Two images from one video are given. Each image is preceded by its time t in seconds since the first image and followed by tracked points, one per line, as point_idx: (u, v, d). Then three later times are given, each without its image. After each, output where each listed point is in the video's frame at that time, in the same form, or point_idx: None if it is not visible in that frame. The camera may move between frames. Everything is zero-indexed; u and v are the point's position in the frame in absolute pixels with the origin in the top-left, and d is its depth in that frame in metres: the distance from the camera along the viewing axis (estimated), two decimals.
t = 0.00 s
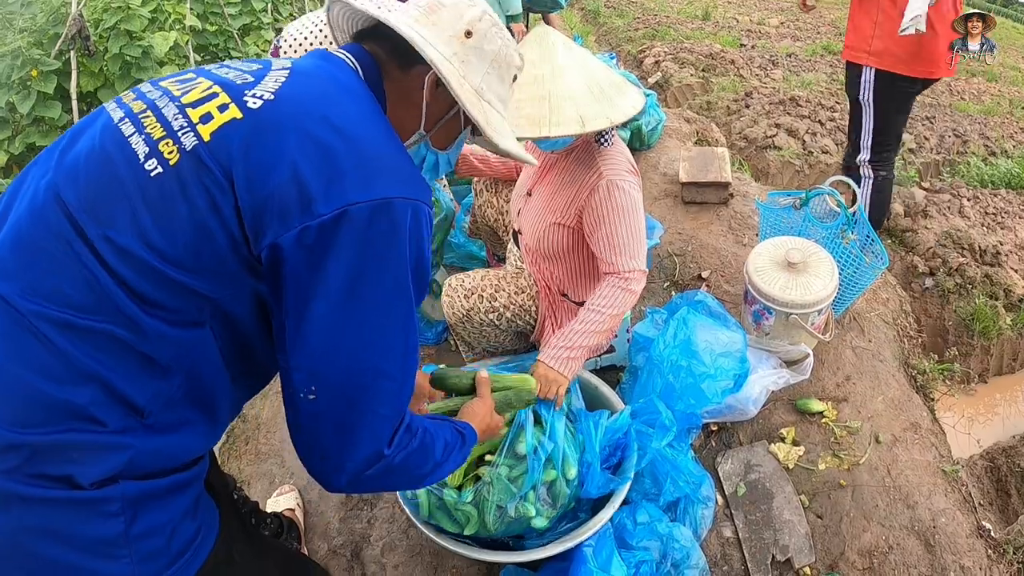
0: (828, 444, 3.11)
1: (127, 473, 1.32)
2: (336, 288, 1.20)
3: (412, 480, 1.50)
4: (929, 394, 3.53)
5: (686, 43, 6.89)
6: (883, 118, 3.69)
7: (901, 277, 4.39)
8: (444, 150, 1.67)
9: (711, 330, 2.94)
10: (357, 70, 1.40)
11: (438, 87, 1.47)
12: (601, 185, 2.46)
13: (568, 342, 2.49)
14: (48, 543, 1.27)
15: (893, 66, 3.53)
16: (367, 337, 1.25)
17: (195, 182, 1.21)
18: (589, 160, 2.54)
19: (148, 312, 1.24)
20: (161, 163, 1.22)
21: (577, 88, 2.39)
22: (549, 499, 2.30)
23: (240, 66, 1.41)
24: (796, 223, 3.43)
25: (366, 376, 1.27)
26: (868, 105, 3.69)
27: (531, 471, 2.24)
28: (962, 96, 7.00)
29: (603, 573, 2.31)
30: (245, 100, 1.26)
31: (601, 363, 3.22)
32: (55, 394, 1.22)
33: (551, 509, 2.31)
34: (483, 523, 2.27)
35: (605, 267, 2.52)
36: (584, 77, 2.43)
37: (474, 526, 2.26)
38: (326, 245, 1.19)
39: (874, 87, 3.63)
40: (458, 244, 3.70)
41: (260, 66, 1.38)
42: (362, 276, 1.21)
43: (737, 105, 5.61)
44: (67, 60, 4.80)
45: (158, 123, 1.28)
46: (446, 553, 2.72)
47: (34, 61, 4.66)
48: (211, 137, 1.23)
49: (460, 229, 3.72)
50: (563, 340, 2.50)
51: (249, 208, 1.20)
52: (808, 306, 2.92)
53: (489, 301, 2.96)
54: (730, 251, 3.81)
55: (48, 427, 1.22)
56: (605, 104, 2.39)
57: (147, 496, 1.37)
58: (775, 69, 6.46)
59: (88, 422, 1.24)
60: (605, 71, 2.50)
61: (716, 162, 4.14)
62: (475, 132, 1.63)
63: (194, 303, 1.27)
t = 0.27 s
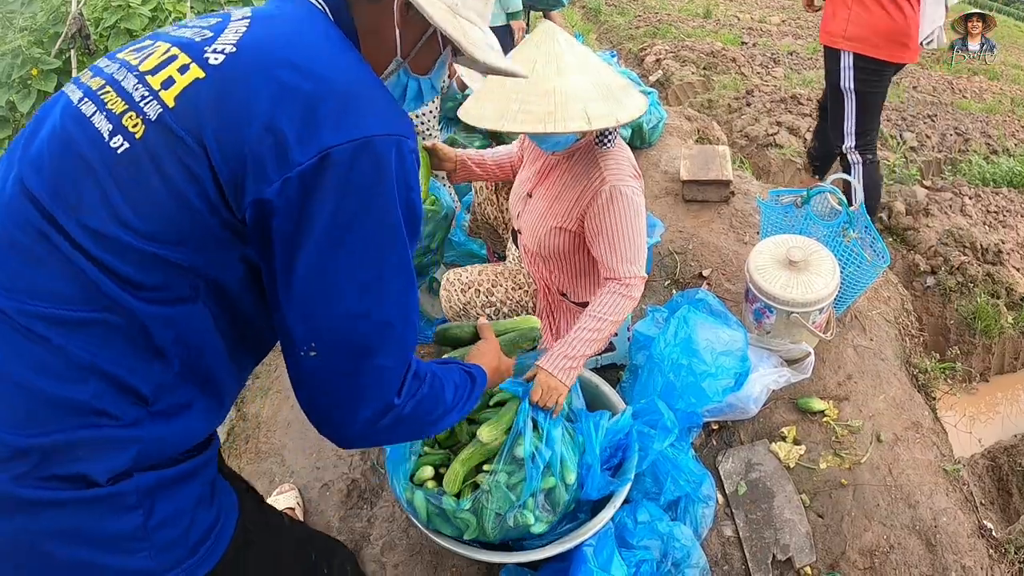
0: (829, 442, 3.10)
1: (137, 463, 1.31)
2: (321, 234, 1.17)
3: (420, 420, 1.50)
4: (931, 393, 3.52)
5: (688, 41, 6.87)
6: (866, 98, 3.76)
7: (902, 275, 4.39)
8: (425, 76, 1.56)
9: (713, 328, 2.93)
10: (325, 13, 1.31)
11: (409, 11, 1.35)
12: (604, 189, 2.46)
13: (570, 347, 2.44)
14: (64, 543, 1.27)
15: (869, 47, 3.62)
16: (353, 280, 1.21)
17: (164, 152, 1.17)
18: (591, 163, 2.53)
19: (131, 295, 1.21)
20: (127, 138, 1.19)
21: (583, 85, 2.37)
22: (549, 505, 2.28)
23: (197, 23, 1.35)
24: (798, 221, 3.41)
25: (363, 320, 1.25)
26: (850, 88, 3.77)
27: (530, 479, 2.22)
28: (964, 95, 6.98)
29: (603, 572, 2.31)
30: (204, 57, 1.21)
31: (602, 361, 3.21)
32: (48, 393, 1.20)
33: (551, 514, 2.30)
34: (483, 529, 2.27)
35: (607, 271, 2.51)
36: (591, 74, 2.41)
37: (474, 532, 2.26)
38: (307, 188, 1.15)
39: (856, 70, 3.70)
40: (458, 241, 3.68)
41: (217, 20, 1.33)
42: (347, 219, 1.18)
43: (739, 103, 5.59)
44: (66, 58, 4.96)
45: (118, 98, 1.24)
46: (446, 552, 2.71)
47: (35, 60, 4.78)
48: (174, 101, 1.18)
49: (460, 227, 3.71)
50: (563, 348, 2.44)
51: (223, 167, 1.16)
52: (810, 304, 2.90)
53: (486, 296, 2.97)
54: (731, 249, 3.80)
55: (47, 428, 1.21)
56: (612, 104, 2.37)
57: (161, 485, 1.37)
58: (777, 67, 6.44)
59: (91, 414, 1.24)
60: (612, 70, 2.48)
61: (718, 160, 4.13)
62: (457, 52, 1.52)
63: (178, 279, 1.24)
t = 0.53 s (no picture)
0: (831, 442, 3.09)
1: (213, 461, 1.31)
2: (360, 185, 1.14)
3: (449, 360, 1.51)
4: (932, 393, 3.51)
5: (689, 39, 6.87)
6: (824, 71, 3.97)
7: (904, 275, 4.38)
8: None
9: (714, 328, 2.92)
10: None
11: None
12: (612, 191, 2.44)
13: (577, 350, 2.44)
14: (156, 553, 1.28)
15: (844, 31, 3.77)
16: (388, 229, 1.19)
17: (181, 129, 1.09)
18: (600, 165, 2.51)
19: (183, 289, 1.17)
20: (129, 127, 1.10)
21: (592, 81, 2.35)
22: (550, 507, 2.28)
23: None
24: (800, 221, 3.41)
25: (400, 263, 1.22)
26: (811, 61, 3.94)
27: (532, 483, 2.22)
28: (965, 94, 6.97)
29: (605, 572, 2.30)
30: (194, 18, 1.12)
31: (603, 361, 3.20)
32: (116, 414, 1.18)
33: (552, 516, 2.30)
34: (485, 532, 2.28)
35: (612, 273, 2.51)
36: (600, 71, 2.39)
37: (476, 536, 2.28)
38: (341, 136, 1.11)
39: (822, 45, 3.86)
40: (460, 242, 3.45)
41: None
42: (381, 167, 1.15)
43: (740, 102, 5.58)
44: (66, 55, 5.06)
45: (106, 82, 1.14)
46: (447, 551, 2.71)
47: (36, 60, 4.89)
48: (173, 73, 1.10)
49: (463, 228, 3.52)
50: (575, 352, 2.43)
51: (248, 131, 1.10)
52: (812, 304, 2.90)
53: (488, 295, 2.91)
54: (733, 248, 3.79)
55: (126, 447, 1.20)
56: (620, 102, 2.35)
57: (239, 476, 1.37)
58: (779, 65, 6.43)
59: (162, 423, 1.22)
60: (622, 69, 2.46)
61: (719, 159, 4.12)
62: None
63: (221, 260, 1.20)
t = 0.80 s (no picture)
0: (831, 442, 3.09)
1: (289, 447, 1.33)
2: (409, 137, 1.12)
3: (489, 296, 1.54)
4: (933, 393, 3.51)
5: (690, 38, 6.86)
6: (806, 57, 3.72)
7: (905, 274, 4.38)
8: None
9: (714, 328, 2.92)
10: None
11: None
12: (618, 191, 2.45)
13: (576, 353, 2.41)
14: (244, 548, 1.30)
15: (827, 19, 3.55)
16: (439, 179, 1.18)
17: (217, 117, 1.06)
18: (605, 165, 2.51)
19: (235, 285, 1.16)
20: (160, 123, 1.07)
21: (598, 78, 2.35)
22: (551, 509, 2.29)
23: None
24: (800, 221, 3.41)
25: (455, 203, 1.21)
26: (790, 46, 3.74)
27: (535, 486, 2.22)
28: (967, 93, 6.95)
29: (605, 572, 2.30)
30: None
31: (603, 360, 3.19)
32: (191, 423, 1.18)
33: (553, 517, 2.30)
34: (486, 534, 2.29)
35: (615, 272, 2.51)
36: (607, 69, 2.39)
37: (477, 537, 2.29)
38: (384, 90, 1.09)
39: (803, 31, 3.64)
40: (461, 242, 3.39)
41: None
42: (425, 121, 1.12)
43: (741, 101, 5.56)
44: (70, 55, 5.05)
45: (122, 83, 1.10)
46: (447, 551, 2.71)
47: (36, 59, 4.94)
48: (195, 56, 1.07)
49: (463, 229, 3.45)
50: (575, 345, 2.42)
51: (287, 103, 1.08)
52: (813, 304, 2.89)
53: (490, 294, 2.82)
54: (733, 248, 3.79)
55: (202, 450, 1.20)
56: (626, 99, 2.35)
57: (310, 459, 1.38)
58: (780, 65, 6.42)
59: (239, 420, 1.23)
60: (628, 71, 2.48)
61: (719, 159, 4.12)
62: None
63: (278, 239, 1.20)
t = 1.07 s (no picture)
0: (831, 441, 3.09)
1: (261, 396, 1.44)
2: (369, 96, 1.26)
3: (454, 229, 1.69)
4: (933, 392, 3.51)
5: (691, 37, 6.86)
6: (807, 57, 3.72)
7: (906, 273, 4.38)
8: None
9: (714, 327, 2.92)
10: None
11: None
12: (623, 190, 2.44)
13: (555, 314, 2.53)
14: (214, 485, 1.42)
15: (828, 19, 3.54)
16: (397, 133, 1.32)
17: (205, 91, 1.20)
18: (609, 164, 2.52)
19: (214, 243, 1.29)
20: (158, 98, 1.21)
21: (587, 90, 2.35)
22: (551, 508, 2.29)
23: None
24: (801, 220, 3.41)
25: (416, 162, 1.39)
26: (792, 45, 3.72)
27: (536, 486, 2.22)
28: (969, 92, 6.94)
29: (606, 571, 2.31)
30: None
31: (605, 360, 3.19)
32: (174, 362, 1.32)
33: (553, 516, 2.30)
34: (487, 534, 2.29)
35: (614, 269, 2.52)
36: (598, 78, 2.38)
37: (478, 537, 2.29)
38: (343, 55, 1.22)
39: (804, 30, 3.63)
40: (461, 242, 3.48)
41: None
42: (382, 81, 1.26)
43: (742, 100, 5.56)
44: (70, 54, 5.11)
45: (128, 66, 1.24)
46: (448, 549, 2.72)
47: (38, 58, 4.98)
48: (189, 41, 1.21)
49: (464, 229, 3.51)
50: (558, 312, 2.53)
51: (264, 73, 1.21)
52: (813, 303, 2.90)
53: (494, 298, 2.89)
54: (734, 247, 3.79)
55: (178, 387, 1.34)
56: (612, 113, 2.35)
57: (283, 412, 1.48)
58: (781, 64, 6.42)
59: (216, 365, 1.35)
60: (625, 75, 2.44)
61: (720, 158, 4.12)
62: None
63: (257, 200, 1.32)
